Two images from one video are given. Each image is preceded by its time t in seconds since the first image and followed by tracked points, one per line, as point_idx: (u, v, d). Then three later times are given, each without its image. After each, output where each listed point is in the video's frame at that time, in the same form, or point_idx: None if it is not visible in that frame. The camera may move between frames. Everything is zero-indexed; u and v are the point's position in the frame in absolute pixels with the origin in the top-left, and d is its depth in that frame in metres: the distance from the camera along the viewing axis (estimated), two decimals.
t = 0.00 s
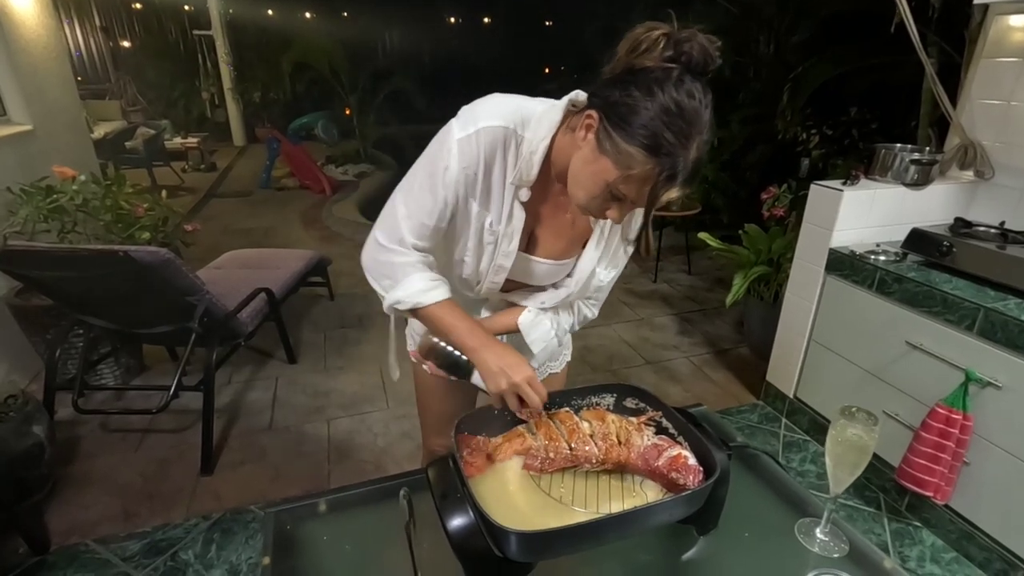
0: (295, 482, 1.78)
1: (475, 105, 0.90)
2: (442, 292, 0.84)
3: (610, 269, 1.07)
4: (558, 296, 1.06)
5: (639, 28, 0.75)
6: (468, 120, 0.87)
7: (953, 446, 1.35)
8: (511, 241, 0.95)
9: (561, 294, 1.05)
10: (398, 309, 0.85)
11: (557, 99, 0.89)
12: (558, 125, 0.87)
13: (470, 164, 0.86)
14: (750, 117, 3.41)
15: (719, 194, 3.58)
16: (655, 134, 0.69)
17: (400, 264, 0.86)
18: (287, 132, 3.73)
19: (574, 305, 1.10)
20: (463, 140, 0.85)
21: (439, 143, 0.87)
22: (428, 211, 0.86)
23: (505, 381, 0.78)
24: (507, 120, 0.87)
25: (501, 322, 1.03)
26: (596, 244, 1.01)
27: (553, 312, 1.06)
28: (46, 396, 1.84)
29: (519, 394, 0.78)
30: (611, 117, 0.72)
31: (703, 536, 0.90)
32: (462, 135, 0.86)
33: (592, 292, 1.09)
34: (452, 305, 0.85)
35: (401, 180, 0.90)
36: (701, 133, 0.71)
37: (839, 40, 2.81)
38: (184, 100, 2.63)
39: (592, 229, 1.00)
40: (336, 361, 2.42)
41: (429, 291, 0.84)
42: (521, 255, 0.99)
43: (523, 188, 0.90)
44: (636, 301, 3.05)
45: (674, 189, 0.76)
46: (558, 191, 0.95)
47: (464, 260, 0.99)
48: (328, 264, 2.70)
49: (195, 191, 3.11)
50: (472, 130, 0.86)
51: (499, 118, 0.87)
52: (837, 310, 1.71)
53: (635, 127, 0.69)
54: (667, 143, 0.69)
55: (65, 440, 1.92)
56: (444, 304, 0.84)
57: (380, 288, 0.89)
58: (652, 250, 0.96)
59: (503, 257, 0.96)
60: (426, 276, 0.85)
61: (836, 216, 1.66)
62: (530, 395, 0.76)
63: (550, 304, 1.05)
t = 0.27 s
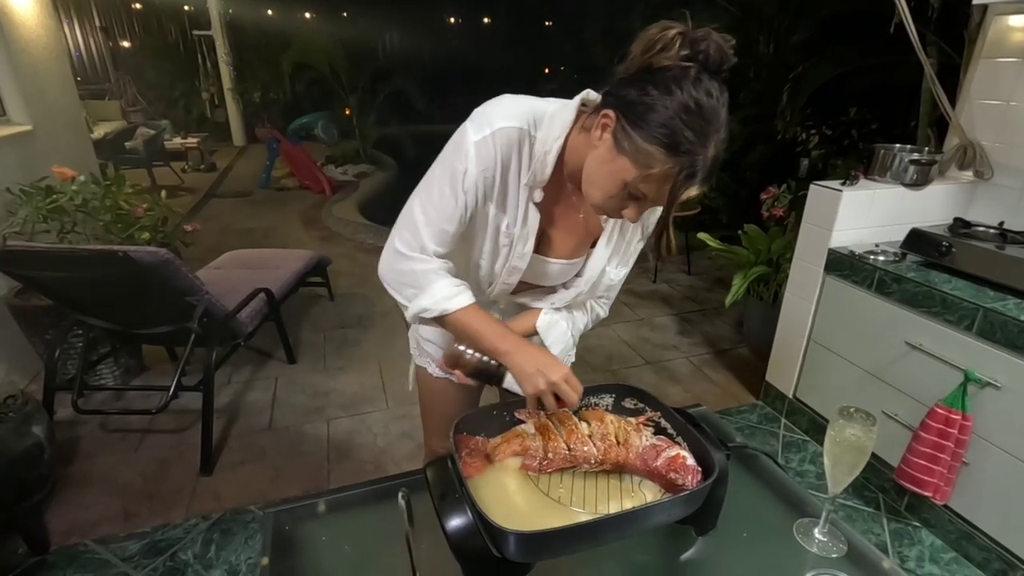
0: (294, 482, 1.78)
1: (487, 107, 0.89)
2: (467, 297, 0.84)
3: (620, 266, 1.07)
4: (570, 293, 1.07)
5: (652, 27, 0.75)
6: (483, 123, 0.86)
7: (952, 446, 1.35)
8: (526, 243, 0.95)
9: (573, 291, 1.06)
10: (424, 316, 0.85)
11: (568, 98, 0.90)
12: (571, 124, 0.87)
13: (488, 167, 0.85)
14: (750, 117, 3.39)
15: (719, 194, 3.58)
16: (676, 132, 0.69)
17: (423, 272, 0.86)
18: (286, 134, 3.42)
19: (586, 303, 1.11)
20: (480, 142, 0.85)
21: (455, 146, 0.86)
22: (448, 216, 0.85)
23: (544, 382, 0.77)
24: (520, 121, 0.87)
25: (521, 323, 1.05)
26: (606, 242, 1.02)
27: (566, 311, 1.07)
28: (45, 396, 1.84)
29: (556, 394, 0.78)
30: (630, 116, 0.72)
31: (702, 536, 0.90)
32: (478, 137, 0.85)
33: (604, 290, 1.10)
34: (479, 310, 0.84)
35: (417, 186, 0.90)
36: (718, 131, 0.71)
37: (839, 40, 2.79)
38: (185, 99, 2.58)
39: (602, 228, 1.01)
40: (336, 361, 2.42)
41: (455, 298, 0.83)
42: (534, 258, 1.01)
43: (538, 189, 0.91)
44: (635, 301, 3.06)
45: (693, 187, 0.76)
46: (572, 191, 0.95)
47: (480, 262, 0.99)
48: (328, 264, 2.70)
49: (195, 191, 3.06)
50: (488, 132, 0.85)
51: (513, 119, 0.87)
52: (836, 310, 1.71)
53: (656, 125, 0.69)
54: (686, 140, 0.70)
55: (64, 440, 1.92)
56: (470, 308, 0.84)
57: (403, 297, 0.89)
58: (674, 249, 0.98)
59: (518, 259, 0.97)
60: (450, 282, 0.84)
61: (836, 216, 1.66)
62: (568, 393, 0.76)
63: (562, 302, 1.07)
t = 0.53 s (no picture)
0: (294, 482, 1.78)
1: (495, 106, 0.89)
2: (473, 293, 0.84)
3: (624, 262, 1.09)
4: (578, 290, 1.07)
5: (661, 26, 0.75)
6: (492, 122, 0.86)
7: (953, 446, 1.35)
8: (535, 241, 0.95)
9: (581, 288, 1.07)
10: (430, 311, 0.86)
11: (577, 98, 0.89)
12: (580, 123, 0.87)
13: (497, 167, 0.85)
14: (750, 117, 3.38)
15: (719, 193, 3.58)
16: (690, 129, 0.69)
17: (431, 270, 0.86)
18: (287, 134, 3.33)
19: (592, 300, 1.11)
20: (489, 142, 0.84)
21: (464, 146, 0.85)
22: (455, 215, 0.85)
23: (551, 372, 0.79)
24: (529, 120, 0.86)
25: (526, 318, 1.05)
26: (614, 238, 1.03)
27: (572, 308, 1.07)
28: (45, 396, 1.84)
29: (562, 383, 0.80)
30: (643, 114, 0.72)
31: (702, 536, 0.90)
32: (487, 137, 0.84)
33: (608, 286, 1.11)
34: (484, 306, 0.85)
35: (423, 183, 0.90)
36: (730, 128, 0.72)
37: (839, 40, 2.80)
38: (185, 99, 2.58)
39: (609, 226, 1.01)
40: (336, 361, 2.42)
41: (462, 294, 0.84)
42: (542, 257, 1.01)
43: (546, 188, 0.90)
44: (635, 301, 3.05)
45: (706, 183, 0.77)
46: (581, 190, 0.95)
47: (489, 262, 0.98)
48: (328, 264, 2.70)
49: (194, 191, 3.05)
50: (497, 132, 0.85)
51: (522, 118, 0.86)
52: (837, 310, 1.71)
53: (670, 123, 0.70)
54: (699, 137, 0.70)
55: (64, 440, 1.92)
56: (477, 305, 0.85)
57: (410, 294, 0.89)
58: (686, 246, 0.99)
59: (528, 258, 0.97)
60: (457, 278, 0.85)
61: (836, 216, 1.66)
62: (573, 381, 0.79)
63: (569, 300, 1.07)
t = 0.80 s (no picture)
0: (293, 480, 1.78)
1: (487, 101, 0.89)
2: (470, 288, 0.84)
3: (615, 255, 1.10)
4: (569, 284, 1.07)
5: (647, 18, 0.74)
6: (484, 116, 0.86)
7: (951, 444, 1.35)
8: (521, 235, 0.94)
9: (571, 282, 1.07)
10: (428, 309, 0.85)
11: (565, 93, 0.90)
12: (570, 116, 0.87)
13: (488, 160, 0.85)
14: (749, 116, 3.38)
15: (718, 192, 3.58)
16: (680, 117, 0.70)
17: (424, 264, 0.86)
18: (286, 132, 3.45)
19: (583, 292, 1.11)
20: (480, 135, 0.84)
21: (456, 140, 0.85)
22: (448, 209, 0.85)
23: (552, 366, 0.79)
24: (520, 114, 0.87)
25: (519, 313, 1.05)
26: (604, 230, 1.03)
27: (565, 303, 1.07)
28: (44, 395, 1.84)
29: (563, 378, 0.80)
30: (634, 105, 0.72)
31: (700, 534, 0.90)
32: (479, 131, 0.84)
33: (599, 279, 1.12)
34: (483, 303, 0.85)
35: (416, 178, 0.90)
36: (718, 115, 0.73)
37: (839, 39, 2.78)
38: (184, 98, 2.57)
39: (599, 219, 1.02)
40: (335, 360, 2.42)
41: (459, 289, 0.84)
42: (530, 251, 1.00)
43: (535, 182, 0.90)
44: (634, 299, 3.05)
45: (696, 169, 0.78)
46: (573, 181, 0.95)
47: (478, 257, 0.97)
48: (327, 263, 2.70)
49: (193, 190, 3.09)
50: (489, 125, 0.85)
51: (513, 113, 0.87)
52: (835, 308, 1.71)
53: (659, 112, 0.70)
54: (690, 126, 0.70)
55: (63, 438, 1.92)
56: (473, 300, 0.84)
57: (405, 290, 0.89)
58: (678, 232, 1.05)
59: (514, 253, 0.96)
60: (453, 273, 0.85)
61: (835, 213, 1.66)
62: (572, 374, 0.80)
63: (559, 295, 1.06)
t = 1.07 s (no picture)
0: (292, 479, 1.78)
1: (509, 99, 0.85)
2: (497, 293, 0.82)
3: (630, 252, 1.08)
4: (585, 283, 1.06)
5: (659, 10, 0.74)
6: (509, 116, 0.82)
7: (950, 441, 1.35)
8: (546, 236, 0.91)
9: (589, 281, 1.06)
10: (455, 315, 0.83)
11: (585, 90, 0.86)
12: (590, 116, 0.84)
13: (515, 162, 0.81)
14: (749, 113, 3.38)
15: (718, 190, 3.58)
16: (701, 107, 0.67)
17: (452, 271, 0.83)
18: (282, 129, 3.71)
19: (596, 290, 1.09)
20: (507, 137, 0.81)
21: (481, 140, 0.81)
22: (476, 214, 0.81)
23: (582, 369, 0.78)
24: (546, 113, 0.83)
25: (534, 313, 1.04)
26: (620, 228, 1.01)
27: (578, 301, 1.06)
28: (43, 393, 1.84)
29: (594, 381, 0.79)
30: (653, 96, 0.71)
31: (699, 532, 0.90)
32: (505, 132, 0.81)
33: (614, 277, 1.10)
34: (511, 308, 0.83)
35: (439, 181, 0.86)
36: (742, 105, 0.70)
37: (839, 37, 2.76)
38: (182, 96, 2.60)
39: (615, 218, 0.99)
40: (334, 358, 2.42)
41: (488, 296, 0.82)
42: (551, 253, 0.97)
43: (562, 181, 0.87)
44: (634, 297, 3.06)
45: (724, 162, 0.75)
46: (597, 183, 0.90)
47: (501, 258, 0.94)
48: (326, 261, 2.69)
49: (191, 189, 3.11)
50: (515, 126, 0.81)
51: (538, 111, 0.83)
52: (834, 306, 1.71)
53: (681, 101, 0.68)
54: (714, 115, 0.68)
55: (62, 437, 1.92)
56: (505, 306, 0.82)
57: (433, 298, 0.86)
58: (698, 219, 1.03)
59: (537, 253, 0.94)
60: (481, 279, 0.82)
61: (835, 211, 1.66)
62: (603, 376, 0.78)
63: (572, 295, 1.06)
